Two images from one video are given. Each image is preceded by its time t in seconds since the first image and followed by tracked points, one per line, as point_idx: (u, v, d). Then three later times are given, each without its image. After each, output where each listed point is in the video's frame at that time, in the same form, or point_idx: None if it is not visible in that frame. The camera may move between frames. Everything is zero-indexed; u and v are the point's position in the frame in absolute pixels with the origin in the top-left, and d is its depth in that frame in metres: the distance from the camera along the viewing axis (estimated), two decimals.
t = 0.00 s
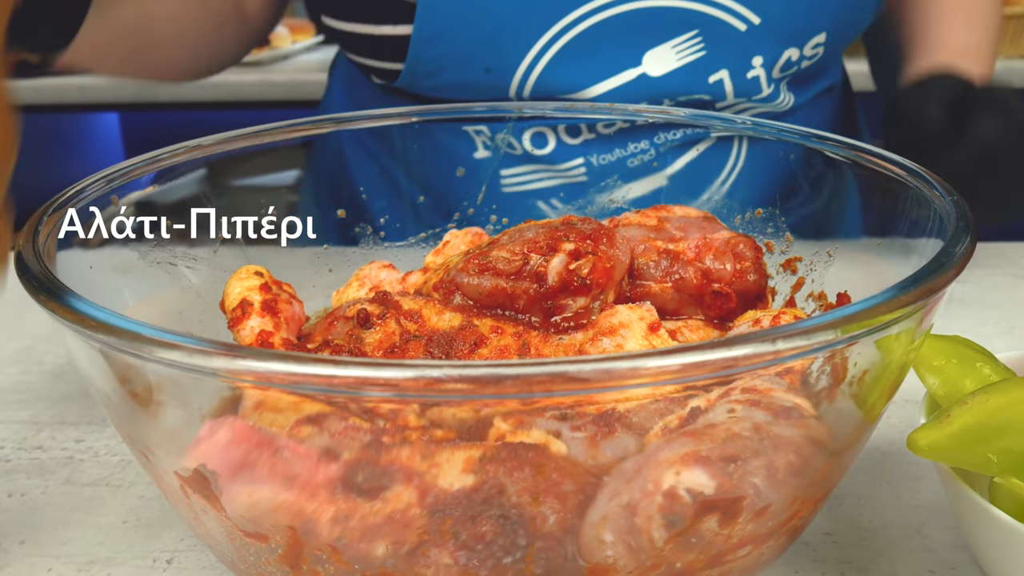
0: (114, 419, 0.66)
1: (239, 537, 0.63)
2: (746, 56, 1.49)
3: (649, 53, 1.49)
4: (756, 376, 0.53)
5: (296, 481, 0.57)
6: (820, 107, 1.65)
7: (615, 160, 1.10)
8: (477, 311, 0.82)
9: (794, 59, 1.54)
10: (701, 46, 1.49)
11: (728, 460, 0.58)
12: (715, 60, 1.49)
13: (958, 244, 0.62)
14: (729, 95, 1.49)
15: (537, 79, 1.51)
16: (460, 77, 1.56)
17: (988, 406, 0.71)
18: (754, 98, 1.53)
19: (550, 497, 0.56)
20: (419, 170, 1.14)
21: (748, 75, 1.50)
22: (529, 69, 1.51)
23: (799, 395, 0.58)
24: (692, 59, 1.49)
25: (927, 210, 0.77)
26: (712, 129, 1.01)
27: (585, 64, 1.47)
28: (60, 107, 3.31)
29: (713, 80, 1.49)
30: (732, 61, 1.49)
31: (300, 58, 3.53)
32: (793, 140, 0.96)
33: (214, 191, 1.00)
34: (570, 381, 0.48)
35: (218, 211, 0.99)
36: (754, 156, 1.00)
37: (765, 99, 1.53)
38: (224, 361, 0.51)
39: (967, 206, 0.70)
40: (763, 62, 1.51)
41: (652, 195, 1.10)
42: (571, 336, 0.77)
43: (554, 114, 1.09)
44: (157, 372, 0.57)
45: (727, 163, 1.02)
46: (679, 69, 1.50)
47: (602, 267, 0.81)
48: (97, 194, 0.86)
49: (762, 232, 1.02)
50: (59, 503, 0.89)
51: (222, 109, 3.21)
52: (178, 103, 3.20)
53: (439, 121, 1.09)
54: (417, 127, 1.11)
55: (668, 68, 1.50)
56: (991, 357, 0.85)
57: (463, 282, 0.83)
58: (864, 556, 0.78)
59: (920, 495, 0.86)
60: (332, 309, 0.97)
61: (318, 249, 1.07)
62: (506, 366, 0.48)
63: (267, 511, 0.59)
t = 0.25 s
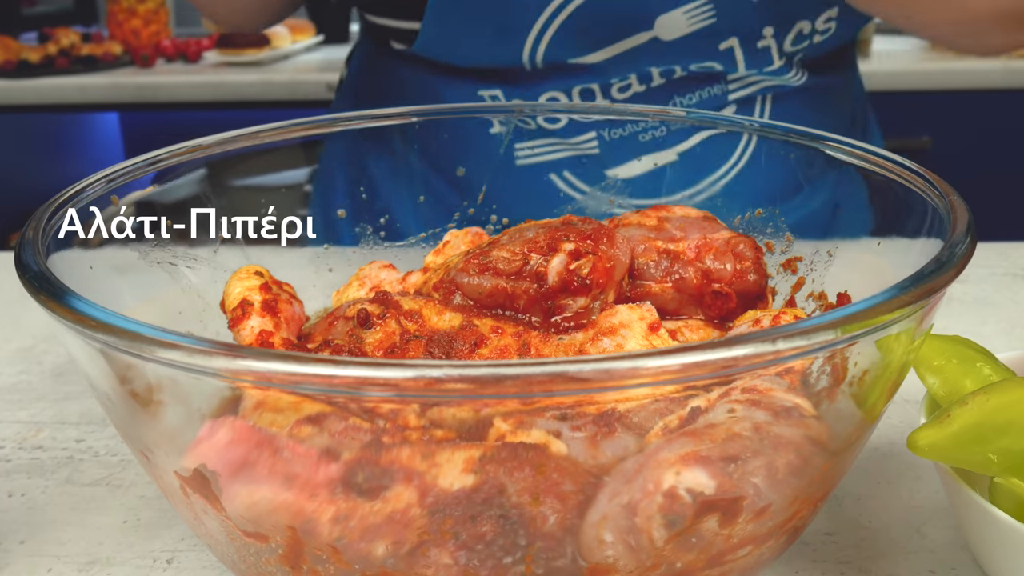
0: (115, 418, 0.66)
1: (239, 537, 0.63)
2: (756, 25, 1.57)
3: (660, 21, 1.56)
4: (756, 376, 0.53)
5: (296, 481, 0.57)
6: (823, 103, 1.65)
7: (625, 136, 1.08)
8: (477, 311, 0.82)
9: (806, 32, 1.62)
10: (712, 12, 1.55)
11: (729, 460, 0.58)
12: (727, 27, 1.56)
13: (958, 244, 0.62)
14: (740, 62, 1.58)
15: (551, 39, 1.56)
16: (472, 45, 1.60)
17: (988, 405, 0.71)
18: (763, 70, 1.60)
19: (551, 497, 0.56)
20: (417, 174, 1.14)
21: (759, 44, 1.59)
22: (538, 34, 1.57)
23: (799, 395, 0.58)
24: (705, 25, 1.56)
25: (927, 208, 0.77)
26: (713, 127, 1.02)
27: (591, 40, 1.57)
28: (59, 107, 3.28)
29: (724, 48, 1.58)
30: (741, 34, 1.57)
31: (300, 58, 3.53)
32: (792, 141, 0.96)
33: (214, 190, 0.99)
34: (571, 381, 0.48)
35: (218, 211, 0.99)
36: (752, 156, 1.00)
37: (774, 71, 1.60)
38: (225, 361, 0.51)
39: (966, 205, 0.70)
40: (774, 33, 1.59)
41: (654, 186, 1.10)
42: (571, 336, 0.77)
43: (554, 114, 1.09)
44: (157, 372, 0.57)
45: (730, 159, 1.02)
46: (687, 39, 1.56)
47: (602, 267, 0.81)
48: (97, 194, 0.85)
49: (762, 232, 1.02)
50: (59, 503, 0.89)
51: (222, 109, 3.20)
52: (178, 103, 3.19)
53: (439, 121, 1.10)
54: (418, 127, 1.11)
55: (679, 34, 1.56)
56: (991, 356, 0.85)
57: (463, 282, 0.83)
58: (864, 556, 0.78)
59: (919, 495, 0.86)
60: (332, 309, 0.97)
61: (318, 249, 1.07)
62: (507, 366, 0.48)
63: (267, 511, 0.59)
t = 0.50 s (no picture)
0: (115, 419, 0.66)
1: (239, 537, 0.63)
2: (724, 19, 1.60)
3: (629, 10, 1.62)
4: (756, 376, 0.53)
5: (296, 481, 0.57)
6: (829, 100, 1.63)
7: (600, 128, 1.08)
8: (477, 311, 0.82)
9: (770, 27, 1.60)
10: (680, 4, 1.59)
11: (729, 460, 0.58)
12: (696, 18, 1.60)
13: (959, 244, 0.62)
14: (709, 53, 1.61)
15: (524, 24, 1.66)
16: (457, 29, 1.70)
17: (988, 405, 0.71)
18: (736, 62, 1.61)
19: (551, 497, 0.56)
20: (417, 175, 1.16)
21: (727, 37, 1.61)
22: (511, 26, 1.67)
23: (799, 395, 0.58)
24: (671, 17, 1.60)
25: (927, 208, 0.77)
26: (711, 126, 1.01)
27: (562, 27, 1.65)
28: (59, 107, 3.26)
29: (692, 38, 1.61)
30: (708, 26, 1.60)
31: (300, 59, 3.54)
32: (792, 141, 0.96)
33: (214, 190, 0.99)
34: (570, 381, 0.48)
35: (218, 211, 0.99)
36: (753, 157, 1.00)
37: (748, 62, 1.61)
38: (225, 361, 0.51)
39: (969, 206, 0.70)
40: (741, 26, 1.61)
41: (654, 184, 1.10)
42: (571, 336, 0.77)
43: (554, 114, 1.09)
44: (157, 372, 0.57)
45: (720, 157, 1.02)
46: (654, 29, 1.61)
47: (602, 267, 0.81)
48: (98, 194, 0.85)
49: (762, 232, 1.02)
50: (58, 503, 0.89)
51: (221, 109, 3.19)
52: (178, 103, 3.19)
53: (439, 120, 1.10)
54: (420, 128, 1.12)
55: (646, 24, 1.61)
56: (991, 356, 0.85)
57: (463, 282, 0.83)
58: (863, 556, 0.78)
59: (919, 495, 0.86)
60: (331, 309, 0.97)
61: (318, 249, 1.07)
62: (507, 366, 0.48)
63: (267, 511, 0.59)
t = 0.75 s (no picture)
0: (115, 419, 0.66)
1: (239, 537, 0.63)
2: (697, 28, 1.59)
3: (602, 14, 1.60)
4: (756, 376, 0.53)
5: (296, 481, 0.57)
6: (822, 105, 1.65)
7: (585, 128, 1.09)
8: (477, 311, 0.82)
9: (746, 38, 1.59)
10: (652, 10, 1.60)
11: (729, 460, 0.58)
12: (667, 25, 1.59)
13: (958, 244, 0.62)
14: (681, 58, 1.60)
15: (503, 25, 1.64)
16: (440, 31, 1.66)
17: (988, 405, 0.71)
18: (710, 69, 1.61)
19: (550, 497, 0.57)
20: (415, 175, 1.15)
21: (699, 44, 1.60)
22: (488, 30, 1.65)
23: (799, 395, 0.58)
24: (643, 23, 1.60)
25: (926, 207, 0.77)
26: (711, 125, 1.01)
27: (534, 32, 1.64)
28: (59, 107, 3.26)
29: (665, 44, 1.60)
30: (681, 33, 1.60)
31: (300, 59, 3.55)
32: (792, 141, 0.96)
33: (214, 190, 0.99)
34: (571, 381, 0.48)
35: (218, 211, 0.99)
36: (753, 158, 1.00)
37: (720, 70, 1.61)
38: (225, 361, 0.51)
39: (969, 206, 0.70)
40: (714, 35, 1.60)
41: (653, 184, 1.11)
42: (571, 336, 0.77)
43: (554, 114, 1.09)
44: (158, 372, 0.57)
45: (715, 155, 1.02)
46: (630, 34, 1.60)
47: (602, 267, 0.81)
48: (97, 194, 0.86)
49: (762, 232, 1.02)
50: (59, 503, 0.89)
51: (221, 109, 3.19)
52: (178, 103, 3.19)
53: (439, 120, 1.10)
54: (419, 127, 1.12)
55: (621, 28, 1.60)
56: (992, 356, 0.85)
57: (463, 282, 0.83)
58: (863, 556, 0.78)
59: (919, 495, 0.86)
60: (332, 309, 0.97)
61: (318, 249, 1.07)
62: (507, 366, 0.48)
63: (267, 511, 0.59)
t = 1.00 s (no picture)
0: (115, 419, 0.66)
1: (239, 537, 0.63)
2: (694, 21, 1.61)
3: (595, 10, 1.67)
4: (756, 376, 0.53)
5: (296, 481, 0.57)
6: (819, 105, 1.65)
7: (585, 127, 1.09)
8: (477, 311, 0.82)
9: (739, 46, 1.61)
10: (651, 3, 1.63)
11: (729, 460, 0.58)
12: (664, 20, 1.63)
13: (959, 244, 0.62)
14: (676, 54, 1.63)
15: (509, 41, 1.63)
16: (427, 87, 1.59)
17: (987, 405, 0.71)
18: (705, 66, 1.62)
19: (551, 497, 0.57)
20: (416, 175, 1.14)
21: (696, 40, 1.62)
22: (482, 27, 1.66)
23: (799, 395, 0.58)
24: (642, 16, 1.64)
25: (926, 208, 0.77)
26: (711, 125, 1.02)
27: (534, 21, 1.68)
28: (59, 107, 3.26)
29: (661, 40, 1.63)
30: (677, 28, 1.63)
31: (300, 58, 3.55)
32: (792, 141, 0.97)
33: (214, 190, 0.99)
34: (571, 381, 0.48)
35: (218, 210, 0.99)
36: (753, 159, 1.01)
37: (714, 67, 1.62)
38: (225, 361, 0.51)
39: (969, 205, 0.70)
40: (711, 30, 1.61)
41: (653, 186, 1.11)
42: (571, 336, 0.77)
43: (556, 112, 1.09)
44: (158, 372, 0.57)
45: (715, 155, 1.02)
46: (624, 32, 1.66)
47: (602, 267, 0.81)
48: (97, 194, 0.86)
49: (762, 232, 1.02)
50: (59, 503, 0.89)
51: (221, 109, 3.19)
52: (178, 103, 3.19)
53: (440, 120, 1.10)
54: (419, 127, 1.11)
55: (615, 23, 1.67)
56: (992, 356, 0.85)
57: (463, 282, 0.83)
58: (863, 556, 0.78)
59: (919, 495, 0.86)
60: (332, 309, 0.97)
61: (318, 249, 1.07)
62: (507, 366, 0.48)
63: (267, 511, 0.59)
